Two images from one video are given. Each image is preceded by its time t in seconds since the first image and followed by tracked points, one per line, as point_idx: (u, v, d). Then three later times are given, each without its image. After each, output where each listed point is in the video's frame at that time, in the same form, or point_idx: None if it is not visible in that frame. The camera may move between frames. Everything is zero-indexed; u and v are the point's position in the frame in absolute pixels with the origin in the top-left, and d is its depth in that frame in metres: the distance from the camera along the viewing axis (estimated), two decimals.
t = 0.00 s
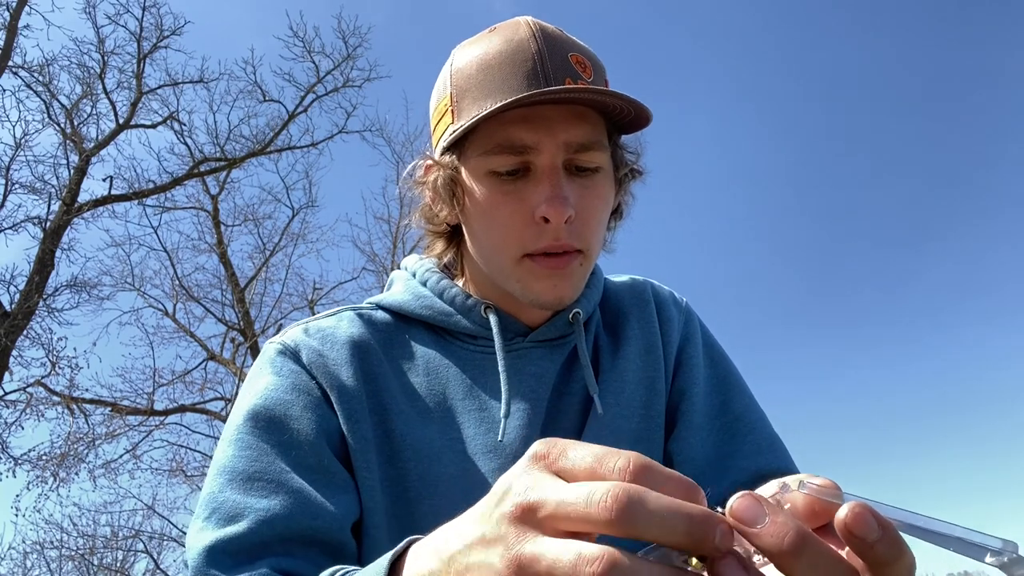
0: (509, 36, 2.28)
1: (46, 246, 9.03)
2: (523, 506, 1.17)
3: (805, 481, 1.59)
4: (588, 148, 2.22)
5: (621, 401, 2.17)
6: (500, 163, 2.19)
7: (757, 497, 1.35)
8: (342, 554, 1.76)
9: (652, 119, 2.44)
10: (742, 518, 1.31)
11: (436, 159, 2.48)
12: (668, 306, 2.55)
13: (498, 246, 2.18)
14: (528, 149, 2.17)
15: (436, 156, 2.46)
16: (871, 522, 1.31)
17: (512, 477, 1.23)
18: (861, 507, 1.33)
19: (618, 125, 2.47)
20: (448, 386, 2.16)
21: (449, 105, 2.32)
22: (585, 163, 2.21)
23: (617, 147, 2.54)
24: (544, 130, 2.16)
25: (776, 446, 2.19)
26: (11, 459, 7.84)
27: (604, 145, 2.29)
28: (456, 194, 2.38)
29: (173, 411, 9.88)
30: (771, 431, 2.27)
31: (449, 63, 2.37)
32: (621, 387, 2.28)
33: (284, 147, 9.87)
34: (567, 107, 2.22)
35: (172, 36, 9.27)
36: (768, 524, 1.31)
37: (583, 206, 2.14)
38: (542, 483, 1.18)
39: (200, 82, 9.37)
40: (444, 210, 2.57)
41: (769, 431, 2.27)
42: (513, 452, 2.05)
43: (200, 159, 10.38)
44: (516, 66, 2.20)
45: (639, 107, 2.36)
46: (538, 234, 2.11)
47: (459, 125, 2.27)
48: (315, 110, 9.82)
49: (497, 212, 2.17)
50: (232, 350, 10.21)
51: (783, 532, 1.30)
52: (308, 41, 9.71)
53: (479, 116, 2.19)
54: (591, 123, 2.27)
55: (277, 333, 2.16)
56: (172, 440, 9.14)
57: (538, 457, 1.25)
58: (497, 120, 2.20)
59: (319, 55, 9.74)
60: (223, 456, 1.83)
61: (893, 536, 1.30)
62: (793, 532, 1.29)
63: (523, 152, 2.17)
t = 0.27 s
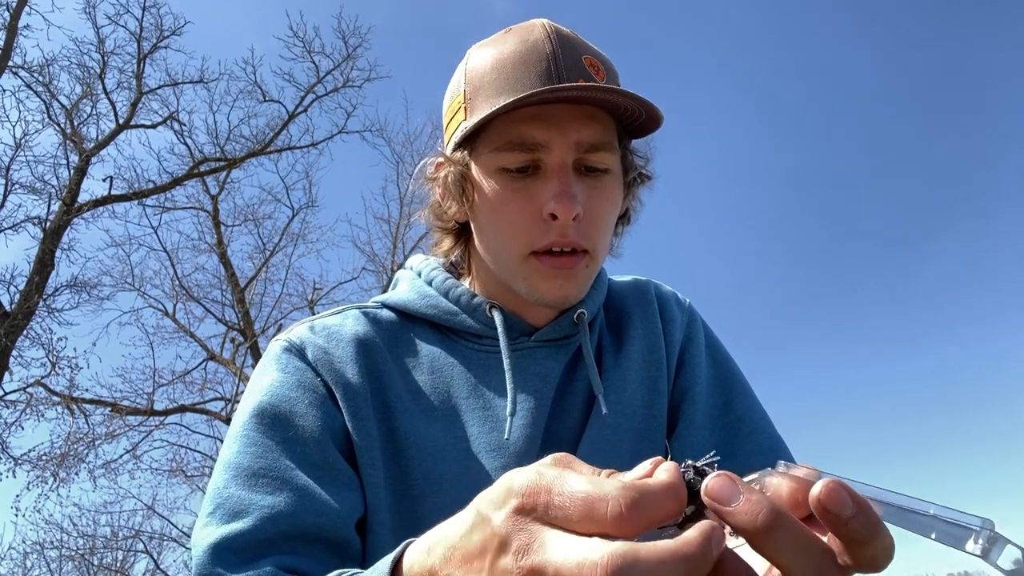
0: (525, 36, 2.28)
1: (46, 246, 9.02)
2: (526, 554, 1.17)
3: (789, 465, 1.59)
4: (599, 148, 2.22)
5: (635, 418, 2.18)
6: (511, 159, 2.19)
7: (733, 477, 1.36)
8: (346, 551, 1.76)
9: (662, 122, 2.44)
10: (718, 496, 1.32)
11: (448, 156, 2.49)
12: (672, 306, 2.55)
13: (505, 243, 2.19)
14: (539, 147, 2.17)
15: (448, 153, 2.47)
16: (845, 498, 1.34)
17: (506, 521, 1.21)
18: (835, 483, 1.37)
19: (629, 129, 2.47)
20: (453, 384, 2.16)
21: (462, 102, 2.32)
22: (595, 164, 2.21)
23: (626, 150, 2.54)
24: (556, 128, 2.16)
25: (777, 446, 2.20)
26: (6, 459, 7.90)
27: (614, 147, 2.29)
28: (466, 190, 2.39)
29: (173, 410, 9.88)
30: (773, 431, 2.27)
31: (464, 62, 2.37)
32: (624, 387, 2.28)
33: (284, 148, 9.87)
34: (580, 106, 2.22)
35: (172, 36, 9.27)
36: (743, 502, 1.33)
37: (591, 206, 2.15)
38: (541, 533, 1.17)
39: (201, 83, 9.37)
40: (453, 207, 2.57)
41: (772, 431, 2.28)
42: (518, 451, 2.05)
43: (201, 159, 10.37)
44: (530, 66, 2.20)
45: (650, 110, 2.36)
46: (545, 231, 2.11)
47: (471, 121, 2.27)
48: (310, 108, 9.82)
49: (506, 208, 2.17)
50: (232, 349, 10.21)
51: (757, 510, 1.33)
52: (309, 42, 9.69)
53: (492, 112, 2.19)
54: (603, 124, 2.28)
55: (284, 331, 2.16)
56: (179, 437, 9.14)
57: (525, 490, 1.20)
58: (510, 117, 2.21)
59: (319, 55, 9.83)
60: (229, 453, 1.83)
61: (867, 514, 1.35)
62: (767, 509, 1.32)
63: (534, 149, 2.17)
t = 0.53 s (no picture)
0: (546, 40, 2.29)
1: (46, 247, 9.01)
2: None
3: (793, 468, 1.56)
4: (612, 150, 2.22)
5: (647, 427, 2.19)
6: (524, 155, 2.19)
7: (739, 484, 1.35)
8: (348, 549, 1.76)
9: (677, 129, 2.43)
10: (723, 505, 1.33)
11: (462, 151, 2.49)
12: (675, 307, 2.55)
13: (514, 239, 2.18)
14: (553, 145, 2.17)
15: (462, 148, 2.47)
16: (856, 499, 1.33)
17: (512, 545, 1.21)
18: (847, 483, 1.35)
19: (644, 135, 2.47)
20: (458, 382, 2.15)
21: (479, 99, 2.32)
22: (609, 164, 2.21)
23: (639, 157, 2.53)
24: (571, 127, 2.16)
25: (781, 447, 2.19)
26: (12, 459, 7.75)
27: (627, 150, 2.29)
28: (479, 185, 2.39)
29: (173, 411, 9.87)
30: (777, 432, 2.26)
31: (484, 63, 2.37)
32: (628, 387, 2.28)
33: (284, 148, 9.85)
34: (596, 107, 2.23)
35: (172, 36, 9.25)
36: (747, 513, 1.33)
37: (601, 206, 2.14)
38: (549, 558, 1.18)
39: (201, 83, 9.35)
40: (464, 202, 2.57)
41: (775, 432, 2.27)
42: (522, 450, 2.04)
43: (201, 159, 10.36)
44: (549, 66, 2.19)
45: (666, 114, 2.36)
46: (554, 228, 2.10)
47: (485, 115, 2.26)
48: (311, 106, 9.63)
49: (517, 205, 2.17)
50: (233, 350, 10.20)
51: (763, 520, 1.33)
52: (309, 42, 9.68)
53: (509, 107, 2.19)
54: (618, 127, 2.28)
55: (289, 328, 2.16)
56: (169, 442, 8.72)
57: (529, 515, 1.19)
58: (526, 114, 2.21)
59: (319, 55, 9.51)
60: (232, 450, 1.82)
61: (878, 514, 1.34)
62: (772, 520, 1.32)
63: (548, 146, 2.17)
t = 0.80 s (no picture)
0: (554, 41, 2.27)
1: (46, 246, 9.00)
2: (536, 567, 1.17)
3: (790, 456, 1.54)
4: (617, 150, 2.21)
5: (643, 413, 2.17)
6: (529, 154, 2.18)
7: (735, 468, 1.33)
8: (348, 543, 1.74)
9: (682, 131, 2.41)
10: (720, 488, 1.31)
11: (468, 150, 2.48)
12: (677, 306, 2.53)
13: (518, 238, 2.17)
14: (558, 144, 2.16)
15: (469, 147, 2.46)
16: (850, 480, 1.31)
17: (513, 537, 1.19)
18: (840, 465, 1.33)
19: (649, 137, 2.45)
20: (460, 377, 2.14)
21: (487, 98, 2.31)
22: (614, 164, 2.20)
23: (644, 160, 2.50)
24: (577, 126, 2.15)
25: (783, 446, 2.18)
26: (6, 460, 7.76)
27: (633, 150, 2.27)
28: (484, 182, 2.38)
29: (173, 410, 9.86)
30: (779, 430, 2.25)
31: (492, 64, 2.36)
32: (631, 385, 2.26)
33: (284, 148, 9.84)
34: (602, 107, 2.21)
35: (172, 36, 9.23)
36: (745, 496, 1.31)
37: (605, 205, 2.12)
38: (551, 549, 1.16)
39: (201, 83, 9.33)
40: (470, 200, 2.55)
41: (778, 431, 2.25)
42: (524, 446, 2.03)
43: (201, 159, 10.34)
44: (556, 66, 2.17)
45: (672, 116, 2.34)
46: (558, 227, 2.08)
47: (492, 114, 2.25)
48: (311, 107, 9.81)
49: (521, 203, 2.15)
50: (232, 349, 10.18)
51: (760, 503, 1.31)
52: (309, 42, 9.66)
53: (515, 106, 2.17)
54: (624, 128, 2.27)
55: (292, 323, 2.14)
56: (173, 441, 8.88)
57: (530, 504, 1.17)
58: (532, 113, 2.19)
59: (318, 55, 9.68)
60: (233, 443, 1.81)
61: (872, 494, 1.32)
62: (770, 502, 1.30)
63: (553, 145, 2.15)
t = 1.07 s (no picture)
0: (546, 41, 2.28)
1: (46, 246, 9.00)
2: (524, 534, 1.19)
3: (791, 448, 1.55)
4: (611, 147, 2.21)
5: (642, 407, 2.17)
6: (524, 153, 2.18)
7: (738, 462, 1.33)
8: (352, 539, 1.75)
9: (674, 127, 2.43)
10: (724, 484, 1.31)
11: (466, 151, 2.49)
12: (678, 306, 2.54)
13: (514, 237, 2.17)
14: (552, 142, 2.16)
15: (466, 148, 2.47)
16: (855, 472, 1.32)
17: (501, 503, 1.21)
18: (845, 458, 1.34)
19: (644, 134, 2.46)
20: (460, 376, 2.14)
21: (481, 100, 2.31)
22: (608, 162, 2.20)
23: (640, 157, 2.51)
24: (570, 125, 2.15)
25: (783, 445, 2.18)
26: (11, 460, 7.55)
27: (627, 148, 2.28)
28: (481, 184, 2.38)
29: (173, 410, 9.86)
30: (778, 430, 2.25)
31: (485, 67, 2.35)
32: (631, 384, 2.27)
33: (284, 149, 9.84)
34: (595, 105, 2.22)
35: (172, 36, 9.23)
36: (750, 491, 1.31)
37: (600, 202, 2.13)
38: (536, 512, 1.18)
39: (201, 83, 9.32)
40: (468, 202, 2.56)
41: (777, 431, 2.26)
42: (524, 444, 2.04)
43: (201, 159, 10.34)
44: (548, 65, 2.18)
45: (664, 112, 2.35)
46: (553, 225, 2.09)
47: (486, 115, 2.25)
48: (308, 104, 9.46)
49: (517, 202, 2.16)
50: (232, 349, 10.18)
51: (765, 497, 1.32)
52: (310, 42, 9.66)
53: (509, 105, 2.18)
54: (618, 126, 2.27)
55: (293, 322, 2.15)
56: (167, 442, 8.58)
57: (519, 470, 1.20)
58: (526, 112, 2.20)
59: (319, 55, 9.31)
60: (237, 440, 1.81)
61: (876, 486, 1.34)
62: (775, 496, 1.31)
63: (547, 144, 2.16)
